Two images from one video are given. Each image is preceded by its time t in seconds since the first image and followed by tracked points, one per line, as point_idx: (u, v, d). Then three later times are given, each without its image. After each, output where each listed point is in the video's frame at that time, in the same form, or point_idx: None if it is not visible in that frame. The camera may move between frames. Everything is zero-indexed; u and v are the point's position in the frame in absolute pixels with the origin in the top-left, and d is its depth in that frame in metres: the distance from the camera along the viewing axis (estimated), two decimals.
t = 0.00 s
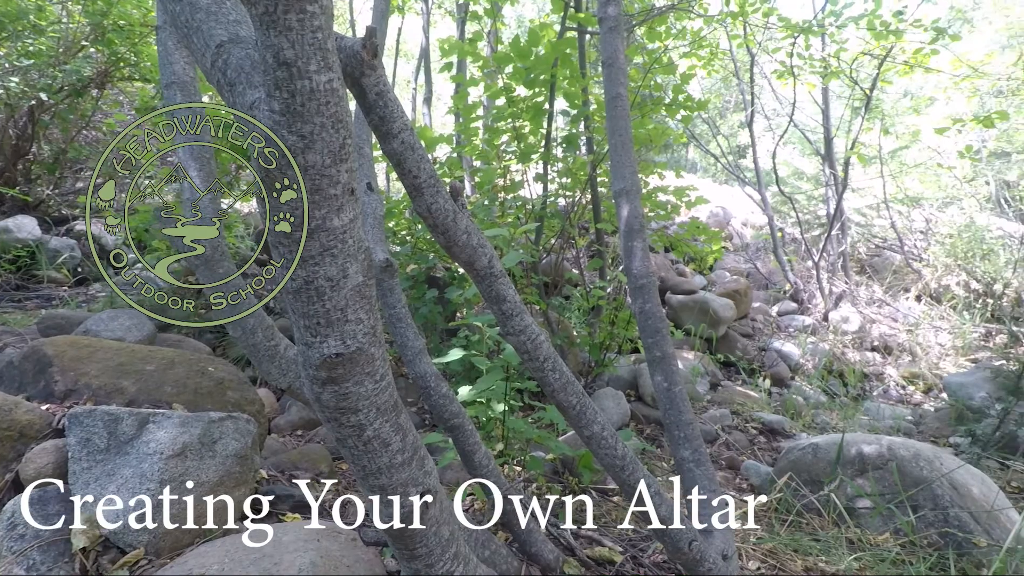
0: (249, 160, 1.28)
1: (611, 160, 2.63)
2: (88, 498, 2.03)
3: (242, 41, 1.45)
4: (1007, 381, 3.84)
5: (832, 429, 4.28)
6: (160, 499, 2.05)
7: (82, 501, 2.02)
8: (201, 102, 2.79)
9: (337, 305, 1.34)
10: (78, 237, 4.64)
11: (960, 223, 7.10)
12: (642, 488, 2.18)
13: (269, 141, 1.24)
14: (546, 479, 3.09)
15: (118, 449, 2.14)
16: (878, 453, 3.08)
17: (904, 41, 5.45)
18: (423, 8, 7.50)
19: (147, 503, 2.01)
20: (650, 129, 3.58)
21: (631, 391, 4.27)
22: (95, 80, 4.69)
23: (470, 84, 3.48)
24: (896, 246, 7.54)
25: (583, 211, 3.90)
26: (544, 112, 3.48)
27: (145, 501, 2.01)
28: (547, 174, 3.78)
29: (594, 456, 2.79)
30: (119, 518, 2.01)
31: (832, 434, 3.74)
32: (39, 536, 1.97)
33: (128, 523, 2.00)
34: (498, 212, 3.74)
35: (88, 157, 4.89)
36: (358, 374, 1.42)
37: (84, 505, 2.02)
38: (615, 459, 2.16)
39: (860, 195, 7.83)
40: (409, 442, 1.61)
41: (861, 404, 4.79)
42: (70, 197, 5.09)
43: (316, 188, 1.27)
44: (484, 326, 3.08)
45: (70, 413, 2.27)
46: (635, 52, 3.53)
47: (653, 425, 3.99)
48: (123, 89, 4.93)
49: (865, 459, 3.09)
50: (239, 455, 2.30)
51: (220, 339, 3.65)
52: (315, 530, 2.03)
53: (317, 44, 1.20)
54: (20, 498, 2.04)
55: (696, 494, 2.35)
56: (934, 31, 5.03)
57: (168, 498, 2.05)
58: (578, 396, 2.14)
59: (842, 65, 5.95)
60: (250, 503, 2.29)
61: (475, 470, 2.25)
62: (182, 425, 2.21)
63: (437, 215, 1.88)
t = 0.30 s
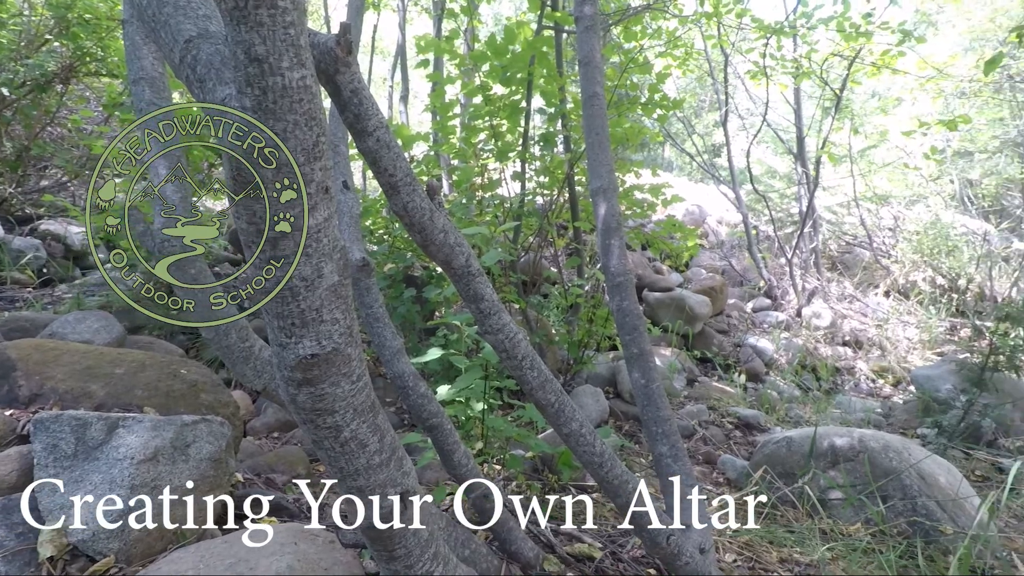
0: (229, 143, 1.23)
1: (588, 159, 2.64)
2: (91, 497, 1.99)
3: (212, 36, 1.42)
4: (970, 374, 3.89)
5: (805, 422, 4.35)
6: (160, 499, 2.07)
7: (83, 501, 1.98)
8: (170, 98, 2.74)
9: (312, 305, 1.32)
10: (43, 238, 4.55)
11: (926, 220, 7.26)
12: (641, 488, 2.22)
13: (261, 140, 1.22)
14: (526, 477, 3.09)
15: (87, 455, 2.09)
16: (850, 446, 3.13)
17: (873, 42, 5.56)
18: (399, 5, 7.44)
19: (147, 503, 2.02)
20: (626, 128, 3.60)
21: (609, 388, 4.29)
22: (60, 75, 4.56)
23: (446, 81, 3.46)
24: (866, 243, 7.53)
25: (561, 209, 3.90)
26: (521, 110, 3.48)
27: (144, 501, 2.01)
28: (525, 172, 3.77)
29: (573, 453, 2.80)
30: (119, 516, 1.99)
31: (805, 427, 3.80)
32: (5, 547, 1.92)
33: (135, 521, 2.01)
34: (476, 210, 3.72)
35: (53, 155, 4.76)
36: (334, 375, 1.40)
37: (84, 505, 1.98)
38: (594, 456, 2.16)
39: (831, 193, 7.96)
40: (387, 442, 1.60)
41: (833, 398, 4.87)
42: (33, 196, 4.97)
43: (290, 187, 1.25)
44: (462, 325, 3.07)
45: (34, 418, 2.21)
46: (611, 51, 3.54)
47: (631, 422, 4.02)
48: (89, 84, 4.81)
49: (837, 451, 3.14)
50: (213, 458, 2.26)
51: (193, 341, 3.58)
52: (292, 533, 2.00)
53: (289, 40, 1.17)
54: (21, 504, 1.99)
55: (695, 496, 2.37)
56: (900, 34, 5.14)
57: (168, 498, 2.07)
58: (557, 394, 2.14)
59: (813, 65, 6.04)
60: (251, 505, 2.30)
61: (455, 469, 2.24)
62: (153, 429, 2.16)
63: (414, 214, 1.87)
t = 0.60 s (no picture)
0: (192, 133, 1.18)
1: (565, 158, 2.63)
2: (91, 498, 1.97)
3: (177, 29, 1.37)
4: (934, 366, 3.98)
5: (778, 416, 4.41)
6: (160, 499, 2.11)
7: (83, 501, 1.96)
8: (135, 94, 2.67)
9: (284, 306, 1.29)
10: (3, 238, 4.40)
11: (891, 218, 7.43)
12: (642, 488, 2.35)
13: (220, 121, 1.16)
14: (504, 475, 3.08)
15: (51, 463, 2.03)
16: (821, 438, 3.17)
17: (841, 45, 5.66)
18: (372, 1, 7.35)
19: (148, 503, 2.05)
20: (602, 127, 3.61)
21: (587, 385, 4.30)
22: (18, 69, 4.41)
23: (422, 79, 3.44)
24: (835, 241, 7.76)
25: (538, 208, 3.88)
26: (497, 109, 3.46)
27: (146, 502, 2.04)
28: (501, 171, 3.75)
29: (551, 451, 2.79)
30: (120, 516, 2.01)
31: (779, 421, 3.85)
32: None
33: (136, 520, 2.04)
34: (453, 209, 3.69)
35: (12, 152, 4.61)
36: (307, 376, 1.37)
37: (85, 506, 1.96)
38: (572, 453, 2.14)
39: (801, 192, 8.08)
40: (363, 444, 1.57)
41: (804, 392, 4.94)
42: None
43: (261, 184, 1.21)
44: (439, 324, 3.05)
45: None
46: (587, 50, 3.55)
47: (609, 419, 4.03)
48: (50, 79, 4.66)
49: (808, 444, 3.18)
50: (183, 463, 2.22)
51: (163, 344, 3.51)
52: (268, 539, 1.97)
53: (259, 34, 1.15)
54: (19, 501, 1.94)
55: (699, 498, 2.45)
56: (867, 37, 5.24)
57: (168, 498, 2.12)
58: (534, 393, 2.13)
59: (784, 67, 6.12)
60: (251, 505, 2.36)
61: (433, 470, 2.21)
62: (121, 435, 2.09)
63: (389, 213, 1.84)
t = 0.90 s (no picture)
0: (188, 135, 1.14)
1: (536, 156, 2.62)
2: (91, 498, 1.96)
3: (132, 20, 1.31)
4: (894, 358, 4.07)
5: (748, 409, 4.46)
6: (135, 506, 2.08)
7: (83, 501, 1.93)
8: (90, 88, 2.58)
9: (248, 307, 1.25)
10: None
11: (853, 215, 7.59)
12: (641, 489, 2.41)
13: (223, 121, 1.16)
14: (479, 475, 3.06)
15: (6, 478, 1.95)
16: (789, 430, 3.21)
17: (804, 46, 5.76)
18: None
19: (149, 503, 2.09)
20: (573, 125, 3.60)
21: (560, 382, 4.30)
22: None
23: (392, 76, 3.40)
24: (801, 237, 7.72)
25: (510, 206, 3.87)
26: (469, 107, 3.44)
27: (147, 502, 2.08)
28: (473, 169, 3.73)
29: (526, 449, 2.78)
30: (120, 516, 2.03)
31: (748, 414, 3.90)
32: None
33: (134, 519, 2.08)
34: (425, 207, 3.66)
35: None
36: (274, 380, 1.33)
37: (86, 506, 1.94)
38: (546, 451, 2.13)
39: (767, 189, 8.20)
40: (334, 448, 1.53)
41: (772, 384, 5.02)
42: None
43: (222, 182, 1.18)
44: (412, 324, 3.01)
45: None
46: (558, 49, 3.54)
47: (583, 415, 4.04)
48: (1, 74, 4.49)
49: (777, 435, 3.22)
50: (148, 472, 2.15)
51: (124, 348, 3.41)
52: (238, 547, 1.93)
53: (218, 26, 1.11)
54: (20, 506, 1.87)
55: (696, 496, 2.59)
56: (830, 39, 5.34)
57: (168, 499, 2.20)
58: (507, 391, 2.11)
59: (749, 67, 6.19)
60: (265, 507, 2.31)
61: (407, 471, 2.18)
62: (80, 445, 2.05)
63: (357, 211, 1.81)
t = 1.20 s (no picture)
0: (189, 134, 1.14)
1: (507, 154, 2.61)
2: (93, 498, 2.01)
3: (84, 11, 1.27)
4: (856, 352, 4.17)
5: (716, 404, 4.52)
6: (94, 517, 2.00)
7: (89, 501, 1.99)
8: (42, 82, 2.49)
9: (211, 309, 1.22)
10: None
11: (816, 213, 7.73)
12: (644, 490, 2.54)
13: (216, 126, 1.18)
14: (451, 474, 3.04)
15: None
16: (756, 423, 3.26)
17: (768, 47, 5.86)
18: None
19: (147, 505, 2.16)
20: (543, 124, 3.60)
21: (533, 380, 4.31)
22: None
23: (360, 73, 3.36)
24: (766, 235, 7.88)
25: (481, 205, 3.85)
26: (438, 104, 3.41)
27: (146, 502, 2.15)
28: (443, 167, 3.71)
29: (498, 447, 2.78)
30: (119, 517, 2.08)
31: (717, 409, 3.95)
32: None
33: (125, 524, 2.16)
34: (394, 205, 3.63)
35: None
36: (240, 382, 1.30)
37: (86, 506, 1.98)
38: (518, 450, 2.12)
39: (734, 187, 8.33)
40: (303, 450, 1.50)
41: (740, 379, 5.09)
42: None
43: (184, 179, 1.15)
44: (382, 324, 2.98)
45: None
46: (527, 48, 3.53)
47: (555, 412, 4.05)
48: None
49: (744, 429, 3.27)
50: (108, 479, 2.09)
51: (83, 351, 3.31)
52: (205, 553, 1.89)
53: (176, 19, 1.08)
54: (19, 504, 1.88)
55: (692, 494, 2.64)
56: (792, 41, 5.45)
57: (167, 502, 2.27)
58: (479, 390, 2.10)
59: (715, 67, 6.27)
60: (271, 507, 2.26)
61: (379, 473, 2.15)
62: (35, 452, 1.99)
63: (325, 210, 1.78)
